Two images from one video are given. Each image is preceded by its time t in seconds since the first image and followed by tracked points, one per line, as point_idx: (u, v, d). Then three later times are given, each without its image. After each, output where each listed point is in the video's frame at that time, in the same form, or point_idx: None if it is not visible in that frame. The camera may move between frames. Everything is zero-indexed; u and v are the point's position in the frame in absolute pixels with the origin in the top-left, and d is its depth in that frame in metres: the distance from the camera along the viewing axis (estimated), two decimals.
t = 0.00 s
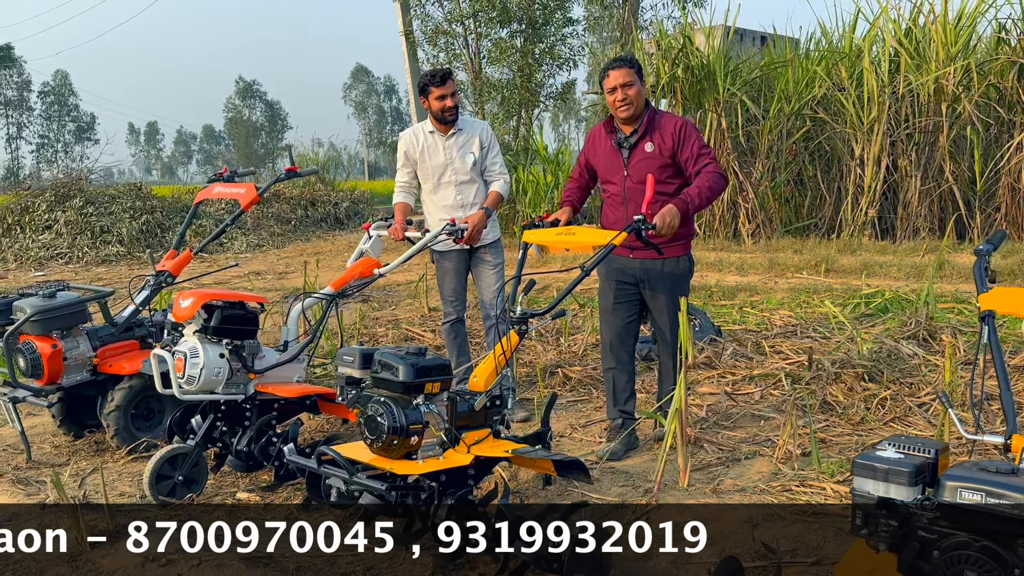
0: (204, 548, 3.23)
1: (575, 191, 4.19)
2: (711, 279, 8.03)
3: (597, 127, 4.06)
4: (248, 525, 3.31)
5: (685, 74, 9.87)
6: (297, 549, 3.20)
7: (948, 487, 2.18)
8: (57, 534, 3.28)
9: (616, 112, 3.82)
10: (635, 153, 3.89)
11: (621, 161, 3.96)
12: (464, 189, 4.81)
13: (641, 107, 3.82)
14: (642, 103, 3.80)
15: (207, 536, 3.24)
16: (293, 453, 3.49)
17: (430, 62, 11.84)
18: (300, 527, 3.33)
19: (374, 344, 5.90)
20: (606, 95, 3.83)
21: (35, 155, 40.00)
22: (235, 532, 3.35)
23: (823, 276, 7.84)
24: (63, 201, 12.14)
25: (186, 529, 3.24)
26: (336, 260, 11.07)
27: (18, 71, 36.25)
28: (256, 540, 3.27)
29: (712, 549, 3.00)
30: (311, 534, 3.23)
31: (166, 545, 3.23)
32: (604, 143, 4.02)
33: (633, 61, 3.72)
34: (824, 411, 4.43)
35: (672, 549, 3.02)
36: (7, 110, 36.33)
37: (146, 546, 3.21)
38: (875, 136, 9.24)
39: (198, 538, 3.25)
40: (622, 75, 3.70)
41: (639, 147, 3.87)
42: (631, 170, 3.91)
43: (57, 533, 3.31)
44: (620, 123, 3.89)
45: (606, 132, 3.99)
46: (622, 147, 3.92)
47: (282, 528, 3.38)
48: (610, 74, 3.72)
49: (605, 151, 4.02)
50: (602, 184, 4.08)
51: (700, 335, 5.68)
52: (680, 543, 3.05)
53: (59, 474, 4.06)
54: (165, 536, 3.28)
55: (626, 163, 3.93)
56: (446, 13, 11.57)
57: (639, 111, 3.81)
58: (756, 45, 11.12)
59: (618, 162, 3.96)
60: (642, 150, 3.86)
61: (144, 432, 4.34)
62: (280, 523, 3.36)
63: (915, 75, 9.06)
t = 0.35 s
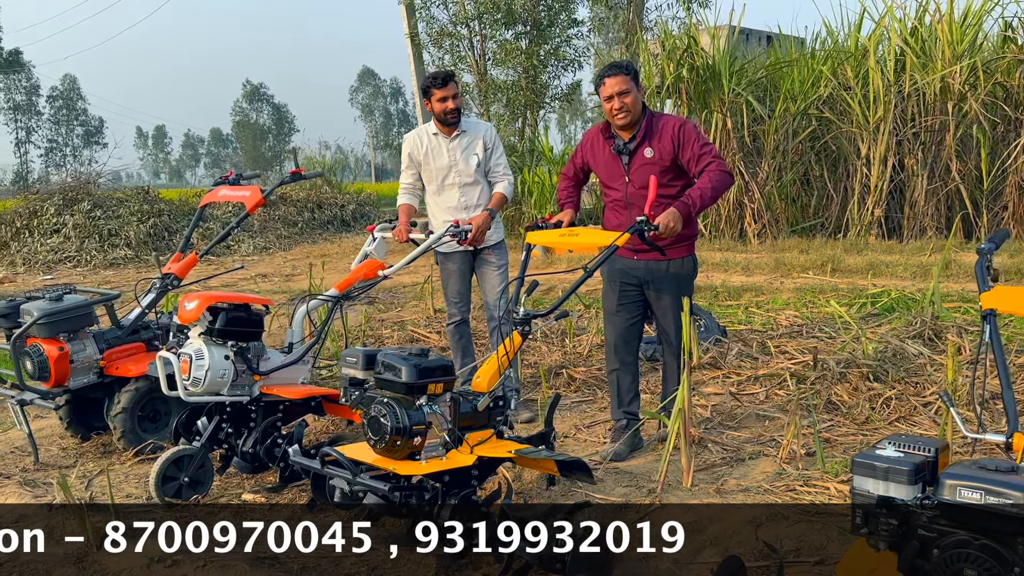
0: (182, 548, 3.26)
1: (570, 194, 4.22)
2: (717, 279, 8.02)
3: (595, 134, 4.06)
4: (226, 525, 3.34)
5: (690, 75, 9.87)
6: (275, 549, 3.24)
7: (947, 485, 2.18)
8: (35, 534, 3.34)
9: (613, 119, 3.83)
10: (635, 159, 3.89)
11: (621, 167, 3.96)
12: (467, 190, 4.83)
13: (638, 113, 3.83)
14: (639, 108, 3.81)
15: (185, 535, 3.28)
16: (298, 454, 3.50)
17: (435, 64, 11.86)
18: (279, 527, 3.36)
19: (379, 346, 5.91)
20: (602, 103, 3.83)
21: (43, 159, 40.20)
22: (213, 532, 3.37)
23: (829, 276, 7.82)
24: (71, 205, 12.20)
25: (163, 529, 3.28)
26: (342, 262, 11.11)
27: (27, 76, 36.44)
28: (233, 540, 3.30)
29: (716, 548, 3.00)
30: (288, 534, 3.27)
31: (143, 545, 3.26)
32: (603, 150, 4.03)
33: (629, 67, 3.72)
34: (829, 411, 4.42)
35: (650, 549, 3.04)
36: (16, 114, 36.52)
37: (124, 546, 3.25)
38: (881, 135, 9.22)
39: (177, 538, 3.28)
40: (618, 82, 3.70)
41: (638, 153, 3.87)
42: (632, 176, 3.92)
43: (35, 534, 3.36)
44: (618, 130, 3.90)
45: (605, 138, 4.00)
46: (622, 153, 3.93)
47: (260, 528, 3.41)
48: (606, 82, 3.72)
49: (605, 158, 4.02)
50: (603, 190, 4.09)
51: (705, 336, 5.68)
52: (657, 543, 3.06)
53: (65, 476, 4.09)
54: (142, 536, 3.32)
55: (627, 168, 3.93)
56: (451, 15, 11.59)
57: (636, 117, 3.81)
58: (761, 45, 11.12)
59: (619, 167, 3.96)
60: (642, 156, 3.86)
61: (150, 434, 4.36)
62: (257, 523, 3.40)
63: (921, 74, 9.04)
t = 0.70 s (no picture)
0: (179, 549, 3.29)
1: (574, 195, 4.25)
2: (723, 280, 8.02)
3: (599, 136, 4.09)
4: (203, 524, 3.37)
5: (696, 75, 9.88)
6: (253, 549, 3.28)
7: (938, 483, 2.18)
8: (12, 535, 3.41)
9: (616, 121, 3.85)
10: (638, 161, 3.91)
11: (624, 169, 3.98)
12: (471, 193, 4.86)
13: (641, 115, 3.85)
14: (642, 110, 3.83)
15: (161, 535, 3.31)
16: (303, 455, 3.54)
17: (442, 66, 11.90)
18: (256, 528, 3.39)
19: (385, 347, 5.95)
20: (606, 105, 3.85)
21: (55, 163, 40.46)
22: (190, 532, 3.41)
23: (836, 276, 7.82)
24: (82, 209, 12.31)
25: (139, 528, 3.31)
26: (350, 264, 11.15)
27: (39, 81, 36.70)
28: (211, 540, 3.33)
29: (715, 547, 3.02)
30: (265, 535, 3.31)
31: (120, 545, 3.31)
32: (607, 152, 4.04)
33: (632, 69, 3.73)
34: (832, 411, 4.43)
35: (628, 549, 3.04)
36: (28, 119, 36.78)
37: (100, 546, 3.30)
38: (888, 134, 9.20)
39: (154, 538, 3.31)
40: (622, 84, 3.72)
41: (641, 155, 3.90)
42: (635, 177, 3.94)
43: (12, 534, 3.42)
44: (621, 131, 3.92)
45: (608, 140, 4.02)
46: (625, 155, 3.94)
47: (237, 528, 3.46)
48: (609, 85, 3.74)
49: (608, 159, 4.04)
50: (606, 192, 4.11)
51: (709, 336, 5.70)
52: (636, 543, 3.09)
53: (74, 477, 4.14)
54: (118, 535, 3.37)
55: (630, 170, 3.95)
56: (457, 18, 11.62)
57: (639, 119, 3.83)
58: (768, 45, 11.12)
59: (622, 169, 3.98)
60: (645, 158, 3.88)
61: (158, 435, 4.41)
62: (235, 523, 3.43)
63: (928, 72, 9.03)
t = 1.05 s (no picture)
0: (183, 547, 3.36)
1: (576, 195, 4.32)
2: (727, 279, 8.06)
3: (601, 135, 4.15)
4: (180, 525, 3.43)
5: (701, 75, 9.92)
6: (230, 549, 3.31)
7: (909, 476, 2.25)
8: None
9: (616, 122, 3.90)
10: (638, 160, 3.97)
11: (624, 168, 4.05)
12: (471, 195, 4.93)
13: (641, 116, 3.90)
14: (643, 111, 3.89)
15: (140, 536, 3.41)
16: (305, 454, 3.62)
17: (449, 68, 11.98)
18: (233, 528, 3.46)
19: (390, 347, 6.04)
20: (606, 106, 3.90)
21: (69, 167, 40.80)
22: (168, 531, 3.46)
23: (839, 274, 7.84)
24: (94, 212, 12.47)
25: (118, 529, 3.40)
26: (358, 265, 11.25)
27: (52, 85, 37.02)
28: (189, 540, 3.39)
29: (706, 540, 3.09)
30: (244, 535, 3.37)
31: (98, 545, 3.41)
32: (609, 150, 4.11)
33: (634, 71, 3.79)
34: (829, 408, 4.48)
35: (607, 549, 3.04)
36: (42, 123, 37.10)
37: (78, 546, 3.40)
38: (893, 133, 9.22)
39: (133, 539, 3.40)
40: (621, 87, 3.76)
41: (641, 154, 3.96)
42: (634, 176, 4.00)
43: None
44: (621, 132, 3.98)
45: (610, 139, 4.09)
46: (625, 154, 4.01)
47: (215, 528, 3.51)
48: (608, 88, 3.78)
49: (609, 157, 4.11)
50: (606, 190, 4.18)
51: (710, 336, 5.75)
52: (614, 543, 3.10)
53: (85, 476, 4.24)
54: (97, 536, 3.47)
55: (630, 169, 4.02)
56: (463, 20, 11.69)
57: (639, 120, 3.89)
58: (774, 44, 11.15)
59: (622, 167, 4.05)
60: (645, 157, 3.94)
61: (166, 435, 4.50)
62: (212, 523, 3.49)
63: (933, 70, 9.05)
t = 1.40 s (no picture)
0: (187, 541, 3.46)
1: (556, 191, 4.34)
2: (731, 277, 8.09)
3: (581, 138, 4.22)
4: (157, 526, 3.49)
5: (705, 74, 9.91)
6: (208, 549, 3.37)
7: (881, 466, 2.30)
8: None
9: (592, 125, 3.97)
10: (617, 157, 4.02)
11: (604, 167, 4.10)
12: (471, 194, 5.00)
13: (618, 115, 3.96)
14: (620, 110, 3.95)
15: (117, 536, 3.47)
16: (308, 449, 3.69)
17: (455, 68, 12.05)
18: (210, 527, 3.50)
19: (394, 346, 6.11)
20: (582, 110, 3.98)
21: (81, 169, 41.10)
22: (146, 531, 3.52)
23: (843, 271, 7.87)
24: (105, 214, 12.61)
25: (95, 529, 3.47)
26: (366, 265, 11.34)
27: (65, 88, 37.31)
28: (166, 540, 3.44)
29: (697, 532, 3.16)
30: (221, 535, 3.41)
31: (75, 544, 3.48)
32: (589, 152, 4.16)
33: (608, 73, 3.87)
34: (826, 404, 4.53)
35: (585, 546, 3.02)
36: (55, 125, 37.39)
37: (56, 546, 3.47)
38: (898, 130, 9.24)
39: (110, 539, 3.46)
40: (596, 87, 3.85)
41: (620, 152, 4.01)
42: (614, 175, 4.04)
43: None
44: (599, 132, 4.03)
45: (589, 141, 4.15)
46: (604, 153, 4.06)
47: (192, 528, 3.55)
48: (583, 90, 3.88)
49: (590, 158, 4.16)
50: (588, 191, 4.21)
51: (712, 332, 5.79)
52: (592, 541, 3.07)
53: (93, 473, 4.34)
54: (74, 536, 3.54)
55: (609, 168, 4.06)
56: (469, 21, 11.75)
57: (617, 118, 3.95)
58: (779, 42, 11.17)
59: (602, 166, 4.09)
60: (624, 154, 3.99)
61: (173, 432, 4.59)
62: (189, 523, 3.53)
63: (937, 67, 9.08)
